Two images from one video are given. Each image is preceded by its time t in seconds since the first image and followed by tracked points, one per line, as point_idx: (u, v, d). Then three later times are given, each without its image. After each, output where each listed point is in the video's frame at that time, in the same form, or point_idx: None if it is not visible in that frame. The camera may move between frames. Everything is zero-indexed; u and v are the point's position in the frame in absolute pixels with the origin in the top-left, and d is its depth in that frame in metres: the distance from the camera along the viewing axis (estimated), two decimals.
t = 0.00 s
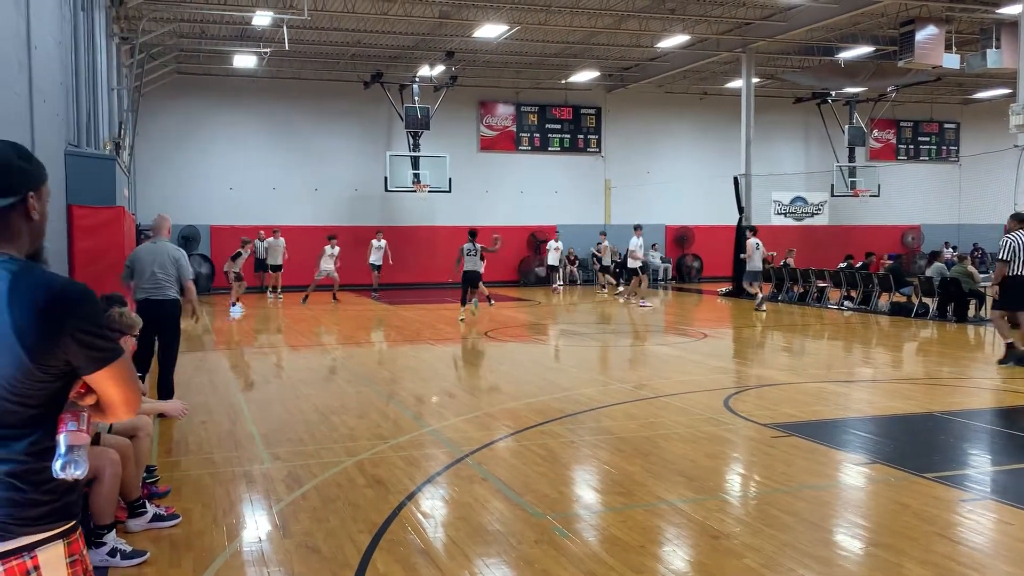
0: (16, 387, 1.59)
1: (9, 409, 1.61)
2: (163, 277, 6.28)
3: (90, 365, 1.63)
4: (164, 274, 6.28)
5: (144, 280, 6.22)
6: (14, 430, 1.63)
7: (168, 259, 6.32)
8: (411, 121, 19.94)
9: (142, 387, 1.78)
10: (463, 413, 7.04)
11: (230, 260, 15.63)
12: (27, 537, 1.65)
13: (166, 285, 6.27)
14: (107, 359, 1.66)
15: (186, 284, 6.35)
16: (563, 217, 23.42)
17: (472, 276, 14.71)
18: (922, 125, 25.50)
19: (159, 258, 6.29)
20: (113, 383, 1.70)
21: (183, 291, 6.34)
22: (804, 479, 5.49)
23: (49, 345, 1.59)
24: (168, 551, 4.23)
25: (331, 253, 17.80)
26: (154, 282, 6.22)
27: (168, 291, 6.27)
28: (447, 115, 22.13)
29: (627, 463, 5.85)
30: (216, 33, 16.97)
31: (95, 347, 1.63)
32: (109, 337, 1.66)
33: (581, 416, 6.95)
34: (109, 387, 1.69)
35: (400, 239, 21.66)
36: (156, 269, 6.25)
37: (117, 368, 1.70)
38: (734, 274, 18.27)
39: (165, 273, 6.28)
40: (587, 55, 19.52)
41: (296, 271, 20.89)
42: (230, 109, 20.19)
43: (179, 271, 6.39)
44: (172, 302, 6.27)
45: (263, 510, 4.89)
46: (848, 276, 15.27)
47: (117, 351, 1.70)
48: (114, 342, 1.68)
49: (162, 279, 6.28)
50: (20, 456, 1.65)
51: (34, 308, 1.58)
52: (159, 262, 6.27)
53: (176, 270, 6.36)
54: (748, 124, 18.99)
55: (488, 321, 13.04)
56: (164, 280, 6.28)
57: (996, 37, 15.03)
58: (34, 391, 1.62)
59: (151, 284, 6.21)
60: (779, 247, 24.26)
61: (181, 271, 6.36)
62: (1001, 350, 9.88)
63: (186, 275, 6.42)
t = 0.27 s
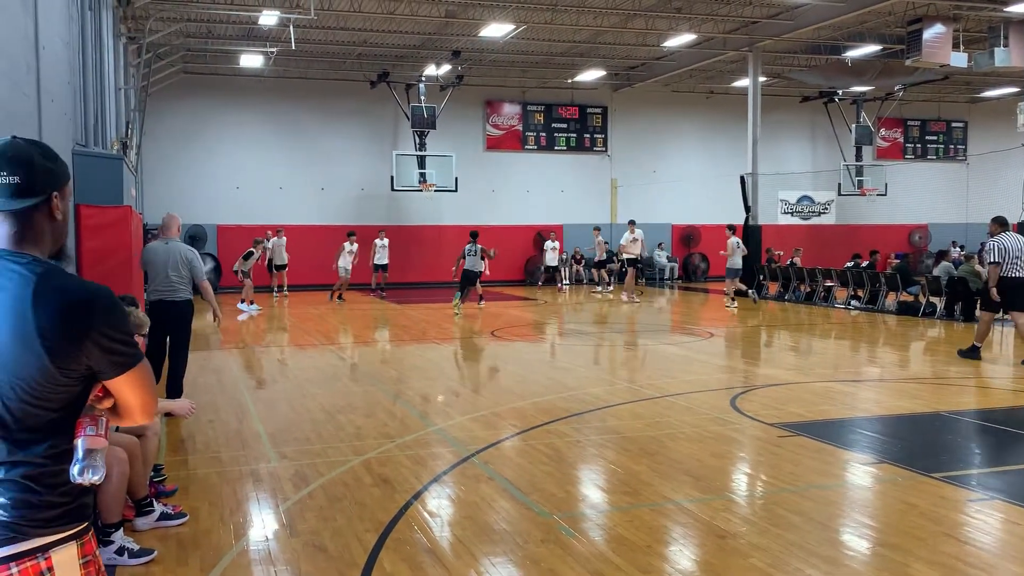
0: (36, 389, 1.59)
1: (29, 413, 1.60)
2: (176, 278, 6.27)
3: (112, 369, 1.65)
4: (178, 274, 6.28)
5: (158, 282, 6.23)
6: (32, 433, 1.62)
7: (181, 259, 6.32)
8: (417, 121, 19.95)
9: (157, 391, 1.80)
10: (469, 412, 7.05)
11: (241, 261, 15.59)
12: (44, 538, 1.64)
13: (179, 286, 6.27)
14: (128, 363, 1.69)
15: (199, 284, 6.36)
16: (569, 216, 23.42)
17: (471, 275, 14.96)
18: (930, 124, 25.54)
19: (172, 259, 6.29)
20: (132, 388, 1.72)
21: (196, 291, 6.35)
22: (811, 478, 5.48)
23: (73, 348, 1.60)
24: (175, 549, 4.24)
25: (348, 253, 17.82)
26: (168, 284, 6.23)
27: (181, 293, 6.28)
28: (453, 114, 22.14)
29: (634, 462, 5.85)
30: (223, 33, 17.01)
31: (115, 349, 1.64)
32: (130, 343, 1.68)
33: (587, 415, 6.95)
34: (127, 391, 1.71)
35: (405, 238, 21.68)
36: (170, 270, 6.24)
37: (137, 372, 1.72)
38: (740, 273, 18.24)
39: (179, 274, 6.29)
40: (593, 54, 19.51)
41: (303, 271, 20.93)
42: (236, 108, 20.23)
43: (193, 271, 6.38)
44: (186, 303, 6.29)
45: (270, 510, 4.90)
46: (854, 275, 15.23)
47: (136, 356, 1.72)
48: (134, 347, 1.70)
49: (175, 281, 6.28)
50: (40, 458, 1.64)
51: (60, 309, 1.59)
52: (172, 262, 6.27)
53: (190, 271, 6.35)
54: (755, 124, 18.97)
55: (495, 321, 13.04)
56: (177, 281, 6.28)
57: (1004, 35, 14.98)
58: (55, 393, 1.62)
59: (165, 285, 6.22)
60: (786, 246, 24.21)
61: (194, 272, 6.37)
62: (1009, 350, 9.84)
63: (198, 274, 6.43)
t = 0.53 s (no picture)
0: (40, 389, 1.59)
1: (35, 413, 1.61)
2: (177, 279, 6.27)
3: (114, 366, 1.65)
4: (179, 274, 6.29)
5: (159, 281, 6.25)
6: (40, 432, 1.63)
7: (182, 259, 6.33)
8: (419, 119, 19.96)
9: (160, 387, 1.80)
10: (471, 411, 7.05)
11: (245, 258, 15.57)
12: (53, 535, 1.64)
13: (181, 285, 6.27)
14: (131, 360, 1.69)
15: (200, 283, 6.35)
16: (571, 214, 23.41)
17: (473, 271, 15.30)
18: (932, 122, 25.48)
19: (173, 258, 6.30)
20: (136, 384, 1.72)
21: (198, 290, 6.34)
22: (813, 477, 5.47)
23: (75, 346, 1.59)
24: (177, 548, 4.24)
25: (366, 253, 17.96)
26: (170, 283, 6.23)
27: (182, 293, 6.26)
28: (455, 113, 22.14)
29: (636, 461, 5.85)
30: (225, 31, 17.02)
31: (117, 346, 1.64)
32: (132, 340, 1.68)
33: (589, 414, 6.95)
34: (130, 388, 1.71)
35: (407, 237, 21.68)
36: (171, 271, 6.25)
37: (140, 369, 1.72)
38: (742, 272, 18.22)
39: (179, 273, 6.29)
40: (595, 53, 19.51)
41: (305, 269, 20.94)
42: (238, 107, 20.24)
43: (194, 272, 6.37)
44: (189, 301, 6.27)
45: (273, 508, 4.90)
46: (857, 274, 15.22)
47: (139, 353, 1.72)
48: (136, 343, 1.70)
49: (176, 282, 6.27)
50: (47, 457, 1.64)
51: (61, 308, 1.59)
52: (173, 262, 6.28)
53: (192, 272, 6.35)
54: (757, 122, 18.95)
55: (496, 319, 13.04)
56: (178, 280, 6.28)
57: (1006, 34, 14.96)
58: (59, 394, 1.61)
59: (166, 284, 6.23)
60: (788, 245, 24.22)
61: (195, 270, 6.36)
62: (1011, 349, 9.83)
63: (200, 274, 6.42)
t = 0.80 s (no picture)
0: (35, 385, 1.59)
1: (32, 410, 1.60)
2: (171, 280, 6.24)
3: (107, 359, 1.65)
4: (172, 275, 6.25)
5: (152, 281, 6.21)
6: (37, 429, 1.62)
7: (177, 260, 6.28)
8: (417, 119, 19.95)
9: (154, 379, 1.81)
10: (470, 411, 7.05)
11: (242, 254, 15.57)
12: (55, 531, 1.64)
13: (174, 286, 6.24)
14: (123, 352, 1.68)
15: (194, 286, 6.32)
16: (569, 213, 23.42)
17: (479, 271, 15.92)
18: (930, 122, 25.45)
19: (167, 259, 6.25)
20: (129, 375, 1.72)
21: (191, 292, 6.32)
22: (812, 476, 5.48)
23: (68, 340, 1.59)
24: (176, 548, 4.24)
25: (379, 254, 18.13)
26: (163, 285, 6.20)
27: (175, 294, 6.25)
28: (453, 112, 22.14)
29: (635, 460, 5.85)
30: (223, 31, 17.00)
31: (109, 339, 1.64)
32: (123, 331, 1.68)
33: (588, 414, 6.95)
34: (124, 380, 1.71)
35: (405, 237, 21.67)
36: (164, 271, 6.21)
37: (132, 361, 1.72)
38: (740, 271, 18.23)
39: (173, 274, 6.25)
40: (592, 52, 19.51)
41: (303, 269, 20.93)
42: (236, 107, 20.23)
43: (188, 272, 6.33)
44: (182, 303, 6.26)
45: (271, 508, 4.90)
46: (855, 273, 15.23)
47: (132, 345, 1.72)
48: (128, 335, 1.70)
49: (169, 282, 6.24)
50: (46, 453, 1.64)
51: (52, 301, 1.58)
52: (168, 263, 6.24)
53: (186, 272, 6.31)
54: (755, 122, 18.96)
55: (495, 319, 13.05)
56: (172, 281, 6.25)
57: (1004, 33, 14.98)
58: (54, 389, 1.62)
59: (159, 285, 6.20)
60: (786, 245, 24.23)
61: (189, 272, 6.32)
62: (1008, 348, 9.85)
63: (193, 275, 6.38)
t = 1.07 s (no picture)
0: (24, 381, 1.61)
1: (21, 406, 1.63)
2: (159, 281, 6.24)
3: (94, 355, 1.65)
4: (161, 276, 6.26)
5: (141, 283, 6.23)
6: (26, 425, 1.64)
7: (165, 261, 6.29)
8: (414, 120, 19.94)
9: (145, 375, 1.81)
10: (468, 411, 7.05)
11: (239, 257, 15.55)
12: (44, 530, 1.66)
13: (163, 287, 6.25)
14: (112, 349, 1.69)
15: (183, 287, 6.33)
16: (566, 214, 23.45)
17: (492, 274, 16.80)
18: (926, 122, 25.32)
19: (155, 260, 6.26)
20: (117, 371, 1.72)
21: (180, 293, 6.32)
22: (809, 476, 5.48)
23: (55, 337, 1.60)
24: (173, 550, 4.24)
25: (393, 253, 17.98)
26: (151, 286, 6.21)
27: (164, 295, 6.25)
28: (450, 113, 22.15)
29: (631, 460, 5.85)
30: (220, 32, 17.01)
31: (97, 335, 1.64)
32: (113, 326, 1.68)
33: (585, 414, 6.96)
34: (113, 376, 1.71)
35: (403, 237, 21.68)
36: (153, 272, 6.22)
37: (121, 357, 1.72)
38: (737, 271, 18.24)
39: (162, 275, 6.26)
40: (589, 53, 19.52)
41: (302, 269, 20.93)
42: (233, 108, 20.23)
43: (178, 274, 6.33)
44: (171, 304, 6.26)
45: (269, 509, 4.89)
46: (852, 273, 15.23)
47: (120, 341, 1.72)
48: (118, 331, 1.70)
49: (158, 283, 6.24)
50: (36, 449, 1.66)
51: (40, 300, 1.59)
52: (156, 264, 6.25)
53: (176, 272, 6.32)
54: (750, 122, 18.98)
55: (492, 320, 13.05)
56: (161, 283, 6.25)
57: (999, 32, 15.00)
58: (42, 385, 1.63)
59: (148, 286, 6.20)
60: (784, 245, 24.25)
61: (178, 273, 6.32)
62: (1005, 347, 9.87)
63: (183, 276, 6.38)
